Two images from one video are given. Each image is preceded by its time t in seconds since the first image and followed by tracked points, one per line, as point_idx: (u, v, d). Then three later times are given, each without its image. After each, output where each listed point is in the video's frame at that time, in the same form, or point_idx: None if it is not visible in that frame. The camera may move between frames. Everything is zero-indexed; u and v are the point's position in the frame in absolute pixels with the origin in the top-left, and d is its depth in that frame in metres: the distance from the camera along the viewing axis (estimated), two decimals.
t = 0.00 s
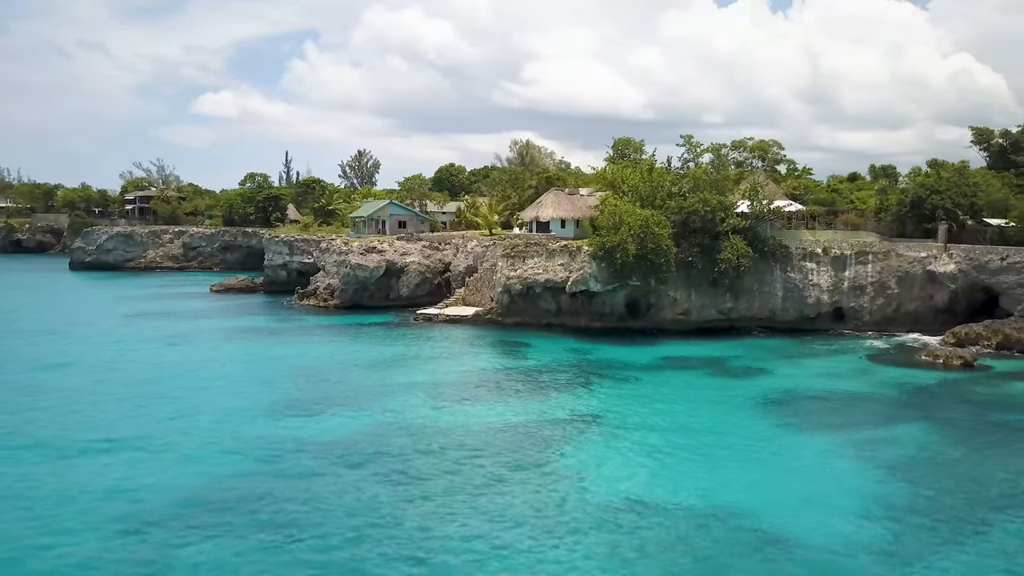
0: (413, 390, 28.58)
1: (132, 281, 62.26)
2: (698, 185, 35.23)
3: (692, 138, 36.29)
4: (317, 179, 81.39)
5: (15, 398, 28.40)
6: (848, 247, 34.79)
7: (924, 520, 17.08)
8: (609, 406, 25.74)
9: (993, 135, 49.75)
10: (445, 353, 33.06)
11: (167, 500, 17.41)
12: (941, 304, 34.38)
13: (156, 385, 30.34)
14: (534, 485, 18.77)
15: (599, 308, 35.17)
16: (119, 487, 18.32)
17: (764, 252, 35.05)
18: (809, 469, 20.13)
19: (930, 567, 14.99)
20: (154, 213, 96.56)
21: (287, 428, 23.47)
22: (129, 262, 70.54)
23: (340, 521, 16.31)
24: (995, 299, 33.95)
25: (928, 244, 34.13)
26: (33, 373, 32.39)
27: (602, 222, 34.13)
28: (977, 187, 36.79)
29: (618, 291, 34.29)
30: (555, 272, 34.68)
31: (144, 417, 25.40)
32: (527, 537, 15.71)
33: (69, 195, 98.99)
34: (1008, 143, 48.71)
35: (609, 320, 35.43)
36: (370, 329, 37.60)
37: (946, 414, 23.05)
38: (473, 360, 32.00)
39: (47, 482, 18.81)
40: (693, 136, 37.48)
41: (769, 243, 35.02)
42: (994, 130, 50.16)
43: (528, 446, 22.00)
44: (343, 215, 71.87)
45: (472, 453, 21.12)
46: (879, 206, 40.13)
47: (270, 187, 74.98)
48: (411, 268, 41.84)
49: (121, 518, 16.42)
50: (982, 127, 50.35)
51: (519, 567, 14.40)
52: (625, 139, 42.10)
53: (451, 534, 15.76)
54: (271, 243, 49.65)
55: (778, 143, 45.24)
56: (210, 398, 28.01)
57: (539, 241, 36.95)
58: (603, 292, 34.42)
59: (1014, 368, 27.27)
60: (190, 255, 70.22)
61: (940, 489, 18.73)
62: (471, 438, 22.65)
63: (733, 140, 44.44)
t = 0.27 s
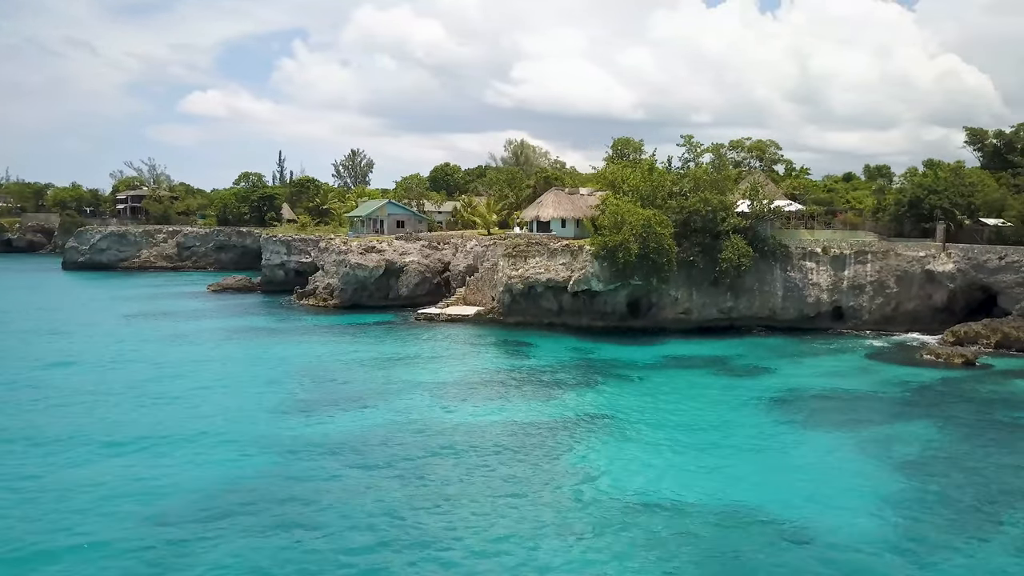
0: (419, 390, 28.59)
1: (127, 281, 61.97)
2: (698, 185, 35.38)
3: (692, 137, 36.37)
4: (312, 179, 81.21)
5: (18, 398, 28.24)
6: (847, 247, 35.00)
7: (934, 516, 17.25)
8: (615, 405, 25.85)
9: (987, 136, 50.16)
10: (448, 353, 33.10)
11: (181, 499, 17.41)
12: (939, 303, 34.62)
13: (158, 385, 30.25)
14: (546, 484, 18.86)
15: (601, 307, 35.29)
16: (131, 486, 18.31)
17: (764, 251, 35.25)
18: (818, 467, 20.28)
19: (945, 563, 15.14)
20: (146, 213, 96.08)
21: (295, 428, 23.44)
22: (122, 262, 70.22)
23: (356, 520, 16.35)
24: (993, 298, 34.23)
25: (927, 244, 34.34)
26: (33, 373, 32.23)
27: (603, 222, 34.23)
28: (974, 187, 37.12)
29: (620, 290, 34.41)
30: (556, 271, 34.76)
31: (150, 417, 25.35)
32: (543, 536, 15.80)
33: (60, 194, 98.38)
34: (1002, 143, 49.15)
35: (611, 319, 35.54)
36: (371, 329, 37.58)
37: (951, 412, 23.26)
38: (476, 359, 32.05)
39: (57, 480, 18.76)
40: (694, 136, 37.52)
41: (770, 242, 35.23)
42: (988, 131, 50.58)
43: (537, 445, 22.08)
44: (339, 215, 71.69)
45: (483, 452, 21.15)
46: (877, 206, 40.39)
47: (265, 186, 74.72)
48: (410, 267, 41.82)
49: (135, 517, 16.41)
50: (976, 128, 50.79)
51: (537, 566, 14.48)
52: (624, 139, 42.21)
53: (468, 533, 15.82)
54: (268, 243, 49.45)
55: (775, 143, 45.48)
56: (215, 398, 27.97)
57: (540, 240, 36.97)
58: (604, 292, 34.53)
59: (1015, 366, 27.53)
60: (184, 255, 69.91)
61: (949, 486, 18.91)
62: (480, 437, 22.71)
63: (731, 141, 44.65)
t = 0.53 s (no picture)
0: (426, 389, 28.61)
1: (122, 281, 61.70)
2: (700, 184, 35.54)
3: (695, 139, 36.62)
4: (307, 178, 81.02)
5: (23, 400, 28.12)
6: (848, 246, 35.23)
7: (946, 514, 17.42)
8: (623, 404, 25.95)
9: (983, 136, 50.52)
10: (452, 353, 33.14)
11: (197, 500, 17.40)
12: (939, 302, 34.84)
13: (163, 385, 30.18)
14: (560, 483, 18.93)
15: (604, 306, 35.40)
16: (145, 487, 18.29)
17: (766, 251, 35.43)
18: (830, 465, 20.45)
19: (962, 559, 15.27)
20: (139, 212, 95.62)
21: (305, 428, 23.42)
22: (117, 262, 69.93)
23: (374, 520, 16.38)
24: (993, 297, 34.49)
25: (927, 243, 34.61)
26: (35, 375, 32.08)
27: (606, 221, 34.34)
28: (972, 187, 37.41)
29: (622, 289, 34.53)
30: (559, 270, 34.83)
31: (157, 417, 25.30)
32: (561, 535, 15.87)
33: (53, 194, 97.79)
34: (997, 143, 49.55)
35: (614, 319, 35.65)
36: (373, 330, 37.59)
37: (957, 409, 23.46)
38: (481, 358, 32.12)
39: (70, 481, 18.72)
40: (694, 136, 37.72)
41: (771, 241, 35.43)
42: (984, 131, 50.95)
43: (548, 444, 22.15)
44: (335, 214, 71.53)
45: (496, 453, 21.20)
46: (876, 206, 40.63)
47: (260, 186, 74.48)
48: (411, 267, 41.79)
49: (152, 518, 16.39)
50: (972, 128, 51.18)
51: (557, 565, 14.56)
52: (625, 139, 42.35)
53: (486, 532, 15.89)
54: (266, 242, 49.25)
55: (773, 143, 45.70)
56: (221, 398, 27.93)
57: (542, 240, 37.03)
58: (607, 291, 34.64)
59: (1017, 364, 27.76)
60: (180, 255, 69.64)
61: (960, 483, 19.08)
62: (491, 436, 22.76)
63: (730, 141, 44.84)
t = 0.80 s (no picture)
0: (434, 389, 28.63)
1: (118, 281, 61.46)
2: (702, 184, 35.70)
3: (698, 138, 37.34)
4: (303, 177, 80.81)
5: (27, 401, 28.02)
6: (849, 245, 35.42)
7: (960, 511, 17.53)
8: (631, 403, 26.02)
9: (979, 136, 50.88)
10: (457, 352, 33.15)
11: (213, 500, 17.37)
12: (939, 301, 35.06)
13: (168, 385, 30.13)
14: (575, 481, 18.98)
15: (607, 306, 35.50)
16: (160, 487, 18.24)
17: (768, 250, 35.60)
18: (841, 463, 20.59)
19: (979, 556, 15.41)
20: (132, 211, 95.14)
21: (315, 428, 23.43)
22: (113, 262, 69.64)
23: (392, 519, 16.37)
24: (992, 296, 34.74)
25: (927, 243, 34.83)
26: (37, 376, 31.96)
27: (609, 221, 34.42)
28: (971, 187, 37.68)
29: (626, 288, 34.63)
30: (562, 270, 34.89)
31: (165, 418, 25.24)
32: (580, 534, 15.91)
33: (45, 193, 97.17)
34: (993, 143, 49.93)
35: (617, 318, 35.77)
36: (377, 330, 37.61)
37: (963, 408, 23.66)
38: (487, 357, 32.16)
39: (83, 482, 18.66)
40: (696, 136, 37.89)
41: (773, 241, 35.60)
42: (979, 131, 51.32)
43: (559, 443, 22.19)
44: (331, 214, 71.40)
45: (510, 452, 21.25)
46: (875, 206, 40.87)
47: (256, 185, 74.27)
48: (412, 266, 41.77)
49: (170, 518, 16.35)
50: (967, 128, 51.56)
51: (579, 563, 14.60)
52: (625, 139, 42.48)
53: (506, 531, 15.91)
54: (266, 242, 48.99)
55: (772, 143, 45.95)
56: (227, 398, 27.88)
57: (546, 238, 37.28)
58: (610, 290, 34.74)
59: (1020, 362, 28.00)
60: (176, 255, 69.33)
61: (971, 481, 19.24)
62: (501, 436, 22.79)
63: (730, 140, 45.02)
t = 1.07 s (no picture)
0: (442, 387, 28.66)
1: (115, 281, 61.26)
2: (705, 184, 35.83)
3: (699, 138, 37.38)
4: (299, 177, 80.64)
5: (33, 402, 27.95)
6: (850, 245, 35.62)
7: (971, 507, 17.69)
8: (639, 401, 26.13)
9: (975, 136, 51.25)
10: (461, 352, 33.22)
11: (229, 502, 17.39)
12: (940, 300, 35.27)
13: (173, 386, 30.11)
14: (589, 479, 19.06)
15: (610, 305, 35.63)
16: (175, 489, 18.26)
17: (770, 249, 35.77)
18: (852, 460, 20.74)
19: (995, 552, 15.56)
20: (126, 211, 94.73)
21: (326, 427, 23.44)
22: (108, 262, 69.38)
23: (410, 518, 16.41)
24: (992, 295, 35.02)
25: (927, 242, 35.08)
26: (41, 377, 31.95)
27: (613, 220, 34.50)
28: (970, 187, 37.99)
29: (629, 287, 34.74)
30: (565, 269, 34.97)
31: (173, 418, 25.22)
32: (599, 531, 15.98)
33: (38, 192, 96.65)
34: (989, 143, 50.34)
35: (620, 317, 35.91)
36: (381, 331, 37.64)
37: (969, 405, 23.86)
38: (493, 357, 32.22)
39: (97, 483, 18.66)
40: (698, 136, 38.07)
41: (776, 240, 35.79)
42: (976, 131, 51.73)
43: (569, 442, 22.27)
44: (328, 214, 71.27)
45: (523, 450, 21.31)
46: (875, 206, 41.13)
47: (252, 185, 74.09)
48: (413, 266, 41.79)
49: (188, 520, 16.38)
50: (964, 129, 51.99)
51: (600, 560, 14.68)
52: (626, 139, 42.62)
53: (524, 528, 15.97)
54: (265, 241, 48.85)
55: (771, 143, 46.17)
56: (235, 398, 27.90)
57: (549, 238, 37.46)
58: (614, 290, 34.85)
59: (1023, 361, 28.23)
60: (172, 255, 69.08)
61: (982, 478, 19.41)
62: (512, 434, 22.86)
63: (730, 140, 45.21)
